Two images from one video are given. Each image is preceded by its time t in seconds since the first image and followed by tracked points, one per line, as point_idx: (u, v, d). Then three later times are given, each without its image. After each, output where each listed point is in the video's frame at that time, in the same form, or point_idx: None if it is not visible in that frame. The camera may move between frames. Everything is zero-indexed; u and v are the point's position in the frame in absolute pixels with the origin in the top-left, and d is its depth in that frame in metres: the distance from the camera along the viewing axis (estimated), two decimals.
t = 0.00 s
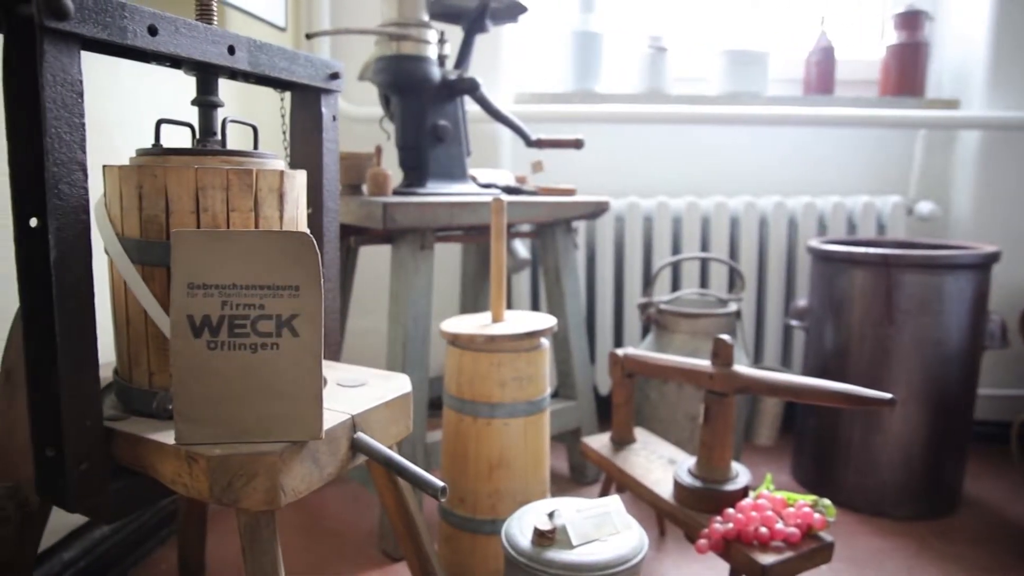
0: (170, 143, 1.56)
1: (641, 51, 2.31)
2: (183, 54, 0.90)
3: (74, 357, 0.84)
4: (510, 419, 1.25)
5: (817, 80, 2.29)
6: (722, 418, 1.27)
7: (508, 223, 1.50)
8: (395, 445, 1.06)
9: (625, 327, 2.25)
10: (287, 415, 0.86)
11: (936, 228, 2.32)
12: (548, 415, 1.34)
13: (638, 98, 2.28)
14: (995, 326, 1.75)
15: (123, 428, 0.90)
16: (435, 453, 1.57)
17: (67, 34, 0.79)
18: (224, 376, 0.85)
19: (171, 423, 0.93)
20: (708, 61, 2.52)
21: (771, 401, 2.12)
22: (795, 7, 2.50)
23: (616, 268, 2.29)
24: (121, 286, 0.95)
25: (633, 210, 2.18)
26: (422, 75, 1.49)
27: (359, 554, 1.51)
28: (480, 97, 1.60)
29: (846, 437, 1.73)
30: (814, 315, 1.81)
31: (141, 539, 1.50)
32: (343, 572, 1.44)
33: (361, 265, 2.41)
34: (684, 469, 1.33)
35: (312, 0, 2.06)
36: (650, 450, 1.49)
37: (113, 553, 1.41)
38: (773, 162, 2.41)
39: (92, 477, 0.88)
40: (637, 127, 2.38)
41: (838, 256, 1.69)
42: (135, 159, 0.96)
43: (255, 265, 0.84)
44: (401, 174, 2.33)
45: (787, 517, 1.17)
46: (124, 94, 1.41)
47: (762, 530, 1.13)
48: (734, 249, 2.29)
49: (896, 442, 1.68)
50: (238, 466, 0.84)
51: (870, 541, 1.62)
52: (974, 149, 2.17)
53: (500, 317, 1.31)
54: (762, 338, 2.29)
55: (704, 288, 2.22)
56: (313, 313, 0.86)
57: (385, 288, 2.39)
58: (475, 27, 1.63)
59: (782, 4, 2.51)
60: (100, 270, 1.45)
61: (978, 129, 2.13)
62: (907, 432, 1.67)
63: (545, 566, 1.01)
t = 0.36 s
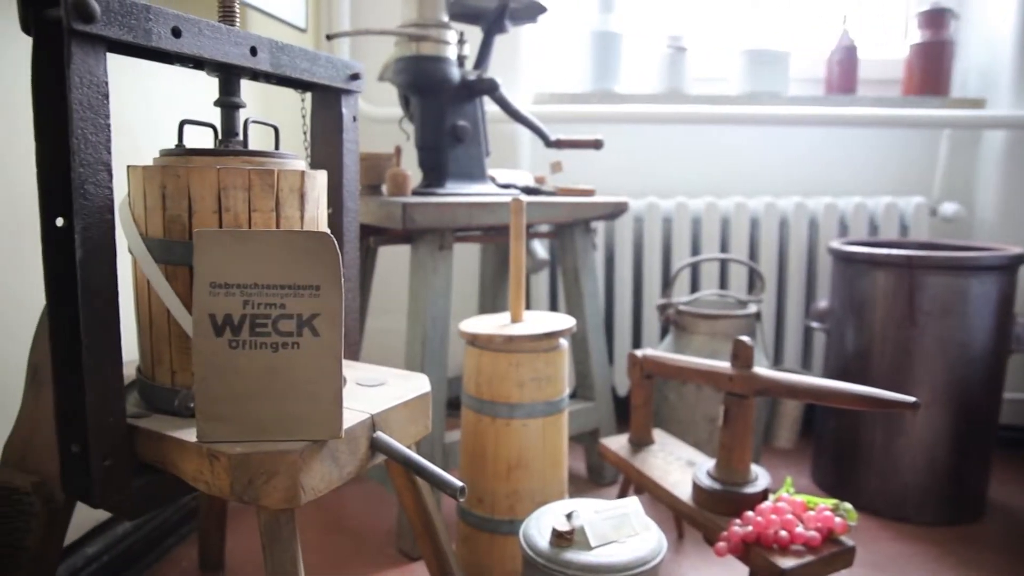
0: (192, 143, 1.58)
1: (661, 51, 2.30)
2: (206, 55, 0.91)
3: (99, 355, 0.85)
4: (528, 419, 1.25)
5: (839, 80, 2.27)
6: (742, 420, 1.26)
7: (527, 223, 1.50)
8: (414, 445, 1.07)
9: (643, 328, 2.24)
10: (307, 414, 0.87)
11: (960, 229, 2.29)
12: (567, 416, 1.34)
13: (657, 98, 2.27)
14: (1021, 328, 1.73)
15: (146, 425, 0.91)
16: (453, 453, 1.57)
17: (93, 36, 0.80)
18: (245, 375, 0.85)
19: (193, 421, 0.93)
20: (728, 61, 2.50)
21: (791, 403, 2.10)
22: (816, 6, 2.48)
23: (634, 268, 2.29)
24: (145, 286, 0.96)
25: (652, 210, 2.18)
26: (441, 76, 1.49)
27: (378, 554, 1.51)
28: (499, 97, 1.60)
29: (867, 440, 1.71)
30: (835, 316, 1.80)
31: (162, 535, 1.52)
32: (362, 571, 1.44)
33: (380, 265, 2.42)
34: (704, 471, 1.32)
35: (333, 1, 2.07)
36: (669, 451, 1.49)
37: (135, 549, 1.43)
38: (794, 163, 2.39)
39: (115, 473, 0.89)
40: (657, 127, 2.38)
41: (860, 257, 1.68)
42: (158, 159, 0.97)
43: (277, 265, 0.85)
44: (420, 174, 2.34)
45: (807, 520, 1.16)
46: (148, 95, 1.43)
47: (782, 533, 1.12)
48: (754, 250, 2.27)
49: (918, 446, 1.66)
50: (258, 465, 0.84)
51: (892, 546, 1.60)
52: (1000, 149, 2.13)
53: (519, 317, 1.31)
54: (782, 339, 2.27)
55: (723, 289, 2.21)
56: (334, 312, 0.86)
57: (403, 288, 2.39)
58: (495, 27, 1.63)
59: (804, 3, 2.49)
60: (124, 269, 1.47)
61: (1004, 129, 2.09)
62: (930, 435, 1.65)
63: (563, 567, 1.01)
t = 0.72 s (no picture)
0: (215, 143, 1.59)
1: (682, 50, 2.29)
2: (230, 56, 0.92)
3: (123, 353, 0.86)
4: (547, 420, 1.25)
5: (862, 79, 2.25)
6: (762, 423, 1.25)
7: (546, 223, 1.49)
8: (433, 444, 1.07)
9: (663, 328, 2.23)
10: (328, 412, 0.87)
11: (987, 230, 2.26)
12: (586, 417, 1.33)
13: (678, 98, 2.25)
14: None
15: (169, 423, 0.92)
16: (471, 453, 1.58)
17: (119, 38, 0.81)
18: (267, 373, 0.86)
19: (215, 419, 0.94)
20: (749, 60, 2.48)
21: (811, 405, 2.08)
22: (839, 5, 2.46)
23: (654, 269, 2.28)
24: (168, 285, 0.97)
25: (672, 210, 2.16)
26: (461, 76, 1.49)
27: (395, 553, 1.51)
28: (519, 97, 1.60)
29: (890, 443, 1.69)
30: (858, 318, 1.78)
31: (184, 531, 1.54)
32: (380, 570, 1.45)
33: (400, 265, 2.43)
34: (724, 473, 1.31)
35: (354, 2, 2.09)
36: (688, 453, 1.48)
37: (158, 545, 1.44)
38: (816, 163, 2.37)
39: (139, 470, 0.90)
40: (677, 127, 2.37)
41: (884, 259, 1.66)
42: (182, 160, 0.98)
43: (298, 264, 0.85)
44: (439, 175, 2.34)
45: (829, 524, 1.14)
46: (173, 96, 1.44)
47: (803, 537, 1.11)
48: (775, 250, 2.26)
49: (942, 450, 1.64)
50: (279, 463, 0.85)
51: (915, 551, 1.58)
52: None
53: (539, 318, 1.31)
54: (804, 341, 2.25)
55: (743, 290, 2.19)
56: (354, 312, 0.86)
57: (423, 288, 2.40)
58: (515, 27, 1.63)
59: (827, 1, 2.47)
60: (148, 267, 1.49)
61: None
62: (954, 440, 1.63)
63: (582, 568, 1.00)
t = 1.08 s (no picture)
0: (235, 143, 1.60)
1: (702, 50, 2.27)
2: (250, 57, 0.92)
3: (145, 352, 0.87)
4: (565, 421, 1.24)
5: (885, 77, 2.22)
6: (782, 425, 1.24)
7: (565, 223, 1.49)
8: (450, 445, 1.07)
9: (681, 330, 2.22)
10: (346, 412, 0.87)
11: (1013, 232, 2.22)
12: (603, 419, 1.33)
13: (697, 98, 2.23)
14: None
15: (189, 421, 0.93)
16: (488, 453, 1.57)
17: (142, 40, 0.81)
18: (286, 372, 0.86)
19: (234, 418, 0.95)
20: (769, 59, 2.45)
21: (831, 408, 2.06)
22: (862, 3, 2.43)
23: (672, 270, 2.26)
24: (189, 284, 0.98)
25: (691, 211, 2.15)
26: (480, 76, 1.49)
27: (412, 553, 1.52)
28: (538, 97, 1.59)
29: (912, 448, 1.67)
30: (880, 320, 1.75)
31: (203, 528, 1.55)
32: (398, 569, 1.45)
33: (418, 265, 2.43)
34: (743, 476, 1.30)
35: (373, 3, 2.09)
36: (707, 456, 1.47)
37: (177, 542, 1.46)
38: (838, 163, 2.34)
39: (159, 467, 0.91)
40: (696, 128, 2.35)
41: (907, 261, 1.64)
42: (203, 160, 0.99)
43: (318, 264, 0.85)
44: (458, 175, 2.35)
45: (850, 529, 1.13)
46: (194, 96, 1.45)
47: (824, 541, 1.10)
48: (795, 251, 2.23)
49: (966, 455, 1.61)
50: (298, 462, 0.85)
51: (938, 558, 1.56)
52: None
53: (557, 319, 1.30)
54: (824, 343, 2.23)
55: (763, 291, 2.17)
56: (373, 312, 0.86)
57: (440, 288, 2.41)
58: (534, 27, 1.63)
59: None
60: (169, 267, 1.50)
61: None
62: (978, 444, 1.60)
63: (600, 570, 1.00)
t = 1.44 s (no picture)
0: (254, 144, 1.62)
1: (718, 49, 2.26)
2: (269, 58, 0.93)
3: (164, 350, 0.88)
4: (581, 422, 1.24)
5: (905, 77, 2.19)
6: (799, 428, 1.23)
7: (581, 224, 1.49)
8: (466, 445, 1.07)
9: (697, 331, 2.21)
10: (363, 411, 0.88)
11: None
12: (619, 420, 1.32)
13: (714, 98, 2.20)
14: None
15: (208, 420, 0.93)
16: (503, 453, 1.57)
17: (163, 41, 0.82)
18: (304, 371, 0.87)
19: (252, 417, 0.95)
20: (787, 58, 2.43)
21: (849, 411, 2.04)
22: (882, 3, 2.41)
23: (689, 271, 2.25)
24: (208, 284, 0.99)
25: (708, 211, 2.14)
26: (496, 76, 1.49)
27: (427, 552, 1.52)
28: (555, 97, 1.59)
29: (931, 452, 1.65)
30: (899, 322, 1.74)
31: (220, 526, 1.56)
32: (413, 568, 1.46)
33: (434, 265, 2.44)
34: (759, 478, 1.29)
35: (390, 4, 2.10)
36: (723, 458, 1.46)
37: (195, 539, 1.47)
38: (857, 163, 2.32)
39: (178, 465, 0.91)
40: (712, 128, 2.34)
41: (927, 262, 1.62)
42: (222, 160, 1.00)
43: (335, 264, 0.86)
44: (474, 175, 2.35)
45: (868, 533, 1.12)
46: (213, 97, 1.47)
47: (841, 545, 1.09)
48: (813, 252, 2.22)
49: (987, 459, 1.59)
50: (315, 460, 0.85)
51: (957, 563, 1.54)
52: None
53: (573, 320, 1.30)
54: (841, 345, 2.21)
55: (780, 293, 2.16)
56: (390, 312, 0.87)
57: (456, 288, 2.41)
58: (551, 28, 1.63)
59: None
60: (188, 266, 1.51)
61: None
62: (999, 448, 1.58)
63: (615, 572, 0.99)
